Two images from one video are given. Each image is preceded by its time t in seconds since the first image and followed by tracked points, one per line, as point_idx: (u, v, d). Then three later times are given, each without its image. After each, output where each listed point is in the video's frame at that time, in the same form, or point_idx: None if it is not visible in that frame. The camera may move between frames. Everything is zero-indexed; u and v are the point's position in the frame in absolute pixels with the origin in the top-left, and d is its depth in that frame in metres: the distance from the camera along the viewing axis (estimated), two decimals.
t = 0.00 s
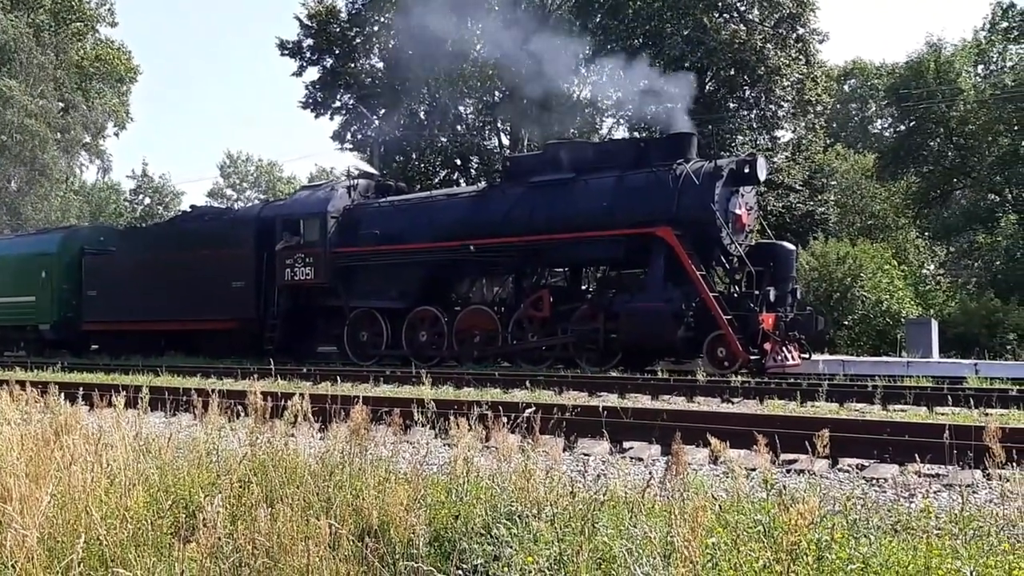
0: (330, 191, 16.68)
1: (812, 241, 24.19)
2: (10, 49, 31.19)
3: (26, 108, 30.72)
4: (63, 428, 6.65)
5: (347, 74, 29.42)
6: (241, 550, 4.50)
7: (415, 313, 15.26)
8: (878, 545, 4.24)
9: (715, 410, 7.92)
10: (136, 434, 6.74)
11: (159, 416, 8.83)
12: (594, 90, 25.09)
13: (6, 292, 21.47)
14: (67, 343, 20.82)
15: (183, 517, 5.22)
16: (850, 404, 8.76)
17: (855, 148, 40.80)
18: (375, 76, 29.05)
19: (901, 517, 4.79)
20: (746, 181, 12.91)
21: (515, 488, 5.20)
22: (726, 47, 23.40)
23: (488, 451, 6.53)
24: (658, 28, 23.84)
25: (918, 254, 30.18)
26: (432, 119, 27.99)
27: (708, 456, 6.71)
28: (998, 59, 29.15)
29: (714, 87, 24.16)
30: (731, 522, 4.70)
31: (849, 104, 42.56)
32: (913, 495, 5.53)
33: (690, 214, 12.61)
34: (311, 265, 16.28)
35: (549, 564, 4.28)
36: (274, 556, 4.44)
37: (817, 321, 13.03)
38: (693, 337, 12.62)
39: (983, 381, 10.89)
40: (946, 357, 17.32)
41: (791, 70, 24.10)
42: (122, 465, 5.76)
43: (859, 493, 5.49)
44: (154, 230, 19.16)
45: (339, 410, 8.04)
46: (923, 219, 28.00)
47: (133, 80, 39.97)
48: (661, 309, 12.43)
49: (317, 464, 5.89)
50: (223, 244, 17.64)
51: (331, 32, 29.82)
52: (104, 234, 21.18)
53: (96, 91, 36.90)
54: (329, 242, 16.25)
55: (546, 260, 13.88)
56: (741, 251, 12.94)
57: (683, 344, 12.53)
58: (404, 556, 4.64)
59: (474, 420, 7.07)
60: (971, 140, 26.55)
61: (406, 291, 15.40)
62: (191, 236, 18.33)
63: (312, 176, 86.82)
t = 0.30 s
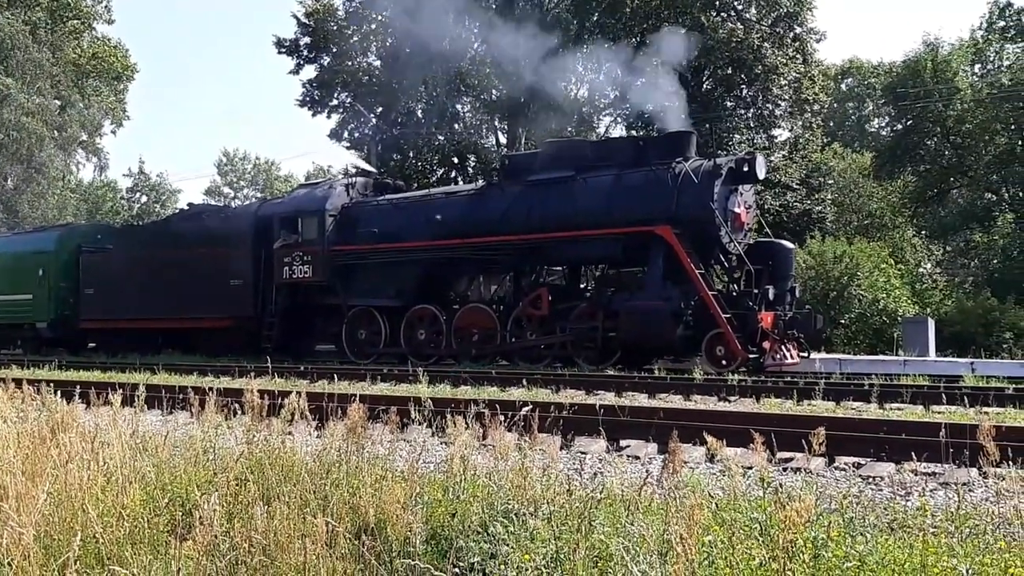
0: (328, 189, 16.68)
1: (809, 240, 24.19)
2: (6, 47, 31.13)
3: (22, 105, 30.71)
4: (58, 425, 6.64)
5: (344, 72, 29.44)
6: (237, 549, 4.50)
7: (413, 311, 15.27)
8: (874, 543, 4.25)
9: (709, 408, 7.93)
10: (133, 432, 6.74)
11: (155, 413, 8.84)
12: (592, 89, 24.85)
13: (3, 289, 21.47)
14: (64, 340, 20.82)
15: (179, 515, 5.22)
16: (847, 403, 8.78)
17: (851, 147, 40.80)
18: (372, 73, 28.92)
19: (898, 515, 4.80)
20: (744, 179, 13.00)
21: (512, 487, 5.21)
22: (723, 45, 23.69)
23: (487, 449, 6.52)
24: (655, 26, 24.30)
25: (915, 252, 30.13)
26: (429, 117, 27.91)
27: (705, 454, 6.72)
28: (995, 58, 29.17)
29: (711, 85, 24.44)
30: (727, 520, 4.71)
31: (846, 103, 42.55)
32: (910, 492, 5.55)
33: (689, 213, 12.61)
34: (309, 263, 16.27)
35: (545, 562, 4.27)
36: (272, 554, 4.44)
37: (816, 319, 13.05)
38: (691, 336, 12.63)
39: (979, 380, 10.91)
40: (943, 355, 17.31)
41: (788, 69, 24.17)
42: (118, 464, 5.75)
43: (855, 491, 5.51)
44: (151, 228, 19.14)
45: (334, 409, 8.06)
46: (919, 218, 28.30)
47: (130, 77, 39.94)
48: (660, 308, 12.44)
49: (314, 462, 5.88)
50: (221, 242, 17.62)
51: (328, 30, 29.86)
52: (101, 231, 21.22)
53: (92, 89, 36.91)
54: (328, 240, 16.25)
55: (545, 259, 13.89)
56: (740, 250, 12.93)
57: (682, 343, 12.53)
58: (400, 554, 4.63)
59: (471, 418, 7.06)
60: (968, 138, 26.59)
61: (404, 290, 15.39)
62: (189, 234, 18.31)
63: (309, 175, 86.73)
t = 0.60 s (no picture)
0: (324, 187, 16.67)
1: (804, 238, 24.25)
2: None
3: (16, 102, 30.64)
4: (51, 422, 6.62)
5: (339, 70, 29.42)
6: (231, 546, 4.50)
7: (409, 309, 15.26)
8: (867, 540, 4.26)
9: (705, 407, 7.91)
10: (126, 430, 6.72)
11: (149, 411, 8.82)
12: (586, 86, 24.74)
13: None
14: (58, 338, 20.78)
15: (173, 512, 5.21)
16: (840, 400, 8.79)
17: (846, 145, 40.81)
18: (367, 71, 29.14)
19: (891, 512, 4.81)
20: (742, 177, 13.02)
21: (507, 484, 5.22)
22: (718, 44, 23.72)
23: (481, 447, 6.52)
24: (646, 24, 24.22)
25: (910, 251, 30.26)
26: (424, 115, 27.87)
27: (699, 452, 6.70)
28: (989, 57, 29.04)
29: (705, 84, 24.47)
30: (722, 517, 4.72)
31: (840, 100, 42.55)
32: (903, 490, 5.56)
33: (686, 211, 12.62)
34: (305, 261, 16.24)
35: (540, 559, 4.28)
36: (266, 552, 4.44)
37: (812, 317, 13.05)
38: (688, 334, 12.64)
39: (972, 378, 10.94)
40: (937, 353, 17.35)
41: (783, 68, 24.17)
42: (111, 461, 5.74)
43: (849, 489, 5.51)
44: (146, 226, 19.09)
45: (328, 407, 8.08)
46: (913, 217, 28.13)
47: (123, 75, 39.83)
48: (656, 306, 12.41)
49: (307, 460, 5.87)
50: (216, 240, 17.58)
51: (323, 27, 29.85)
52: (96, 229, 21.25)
53: (86, 86, 36.84)
54: (324, 238, 16.24)
55: (541, 257, 13.89)
56: (736, 247, 12.94)
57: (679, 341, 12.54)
58: (395, 552, 4.62)
59: (465, 415, 7.03)
60: (962, 137, 26.62)
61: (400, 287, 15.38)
62: (184, 232, 18.27)
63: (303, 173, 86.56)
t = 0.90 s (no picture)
0: (320, 185, 16.63)
1: (796, 237, 24.31)
2: None
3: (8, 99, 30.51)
4: (45, 421, 6.62)
5: (333, 68, 29.37)
6: (225, 545, 4.50)
7: (406, 307, 15.28)
8: (857, 539, 4.28)
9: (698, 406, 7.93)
10: (120, 427, 6.72)
11: (142, 409, 8.83)
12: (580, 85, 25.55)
13: None
14: (52, 336, 20.73)
15: (167, 510, 5.21)
16: (832, 400, 8.83)
17: (838, 146, 40.91)
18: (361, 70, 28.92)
19: (882, 511, 4.83)
20: (738, 177, 12.98)
21: (500, 482, 5.24)
22: (712, 44, 23.72)
23: (475, 446, 6.53)
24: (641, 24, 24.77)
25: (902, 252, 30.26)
26: (417, 114, 27.80)
27: (691, 451, 6.72)
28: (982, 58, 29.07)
29: (699, 84, 24.45)
30: (713, 516, 4.74)
31: (833, 102, 42.61)
32: (893, 489, 5.59)
33: (683, 210, 12.65)
34: (300, 259, 16.22)
35: (532, 557, 4.30)
36: (258, 550, 4.45)
37: (807, 317, 13.07)
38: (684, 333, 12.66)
39: (964, 377, 10.98)
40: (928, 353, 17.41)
41: (776, 68, 24.17)
42: (105, 459, 5.74)
43: (840, 487, 5.54)
44: (143, 225, 19.08)
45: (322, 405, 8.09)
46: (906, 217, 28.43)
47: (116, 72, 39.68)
48: (653, 305, 12.45)
49: (301, 458, 5.88)
50: (212, 238, 17.54)
51: (317, 26, 29.80)
52: (92, 227, 21.20)
53: (79, 83, 36.70)
54: (319, 235, 16.23)
55: (538, 255, 13.91)
56: (732, 247, 12.99)
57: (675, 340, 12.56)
58: (387, 550, 4.64)
59: (458, 414, 7.04)
60: (953, 138, 26.97)
61: (397, 285, 15.40)
62: (180, 230, 18.23)
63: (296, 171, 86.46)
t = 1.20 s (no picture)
0: (316, 184, 16.58)
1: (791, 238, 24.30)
2: None
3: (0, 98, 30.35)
4: (36, 422, 6.59)
5: (327, 68, 29.27)
6: (216, 546, 4.48)
7: (403, 307, 15.27)
8: (850, 540, 4.27)
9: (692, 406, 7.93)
10: (111, 428, 6.69)
11: (134, 410, 8.79)
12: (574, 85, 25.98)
13: None
14: (46, 336, 20.66)
15: (158, 509, 5.19)
16: (826, 400, 8.83)
17: (832, 146, 40.92)
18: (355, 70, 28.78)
19: (875, 512, 4.83)
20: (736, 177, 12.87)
21: (492, 482, 5.25)
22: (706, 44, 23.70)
23: (469, 446, 6.53)
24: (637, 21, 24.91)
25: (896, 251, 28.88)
26: (411, 113, 27.94)
27: (685, 451, 6.71)
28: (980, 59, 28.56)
29: (692, 84, 24.41)
30: (707, 516, 4.73)
31: (827, 102, 42.62)
32: (886, 489, 5.59)
33: (683, 210, 12.64)
34: (297, 259, 16.20)
35: (525, 558, 4.28)
36: (251, 551, 4.42)
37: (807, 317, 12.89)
38: (684, 333, 12.64)
39: (958, 378, 10.99)
40: (922, 354, 17.41)
41: (769, 68, 24.27)
42: (97, 460, 5.72)
43: (833, 488, 5.55)
44: (138, 225, 19.04)
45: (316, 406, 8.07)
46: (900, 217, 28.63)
47: (108, 71, 39.45)
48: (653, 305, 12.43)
49: (294, 458, 5.86)
50: (207, 238, 17.51)
51: (311, 25, 29.63)
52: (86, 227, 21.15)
53: (72, 82, 36.52)
54: (316, 235, 16.19)
55: (537, 255, 13.91)
56: (731, 247, 12.93)
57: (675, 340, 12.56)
58: (381, 550, 4.63)
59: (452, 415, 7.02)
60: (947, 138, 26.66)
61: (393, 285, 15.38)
62: (175, 230, 18.19)
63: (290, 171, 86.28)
